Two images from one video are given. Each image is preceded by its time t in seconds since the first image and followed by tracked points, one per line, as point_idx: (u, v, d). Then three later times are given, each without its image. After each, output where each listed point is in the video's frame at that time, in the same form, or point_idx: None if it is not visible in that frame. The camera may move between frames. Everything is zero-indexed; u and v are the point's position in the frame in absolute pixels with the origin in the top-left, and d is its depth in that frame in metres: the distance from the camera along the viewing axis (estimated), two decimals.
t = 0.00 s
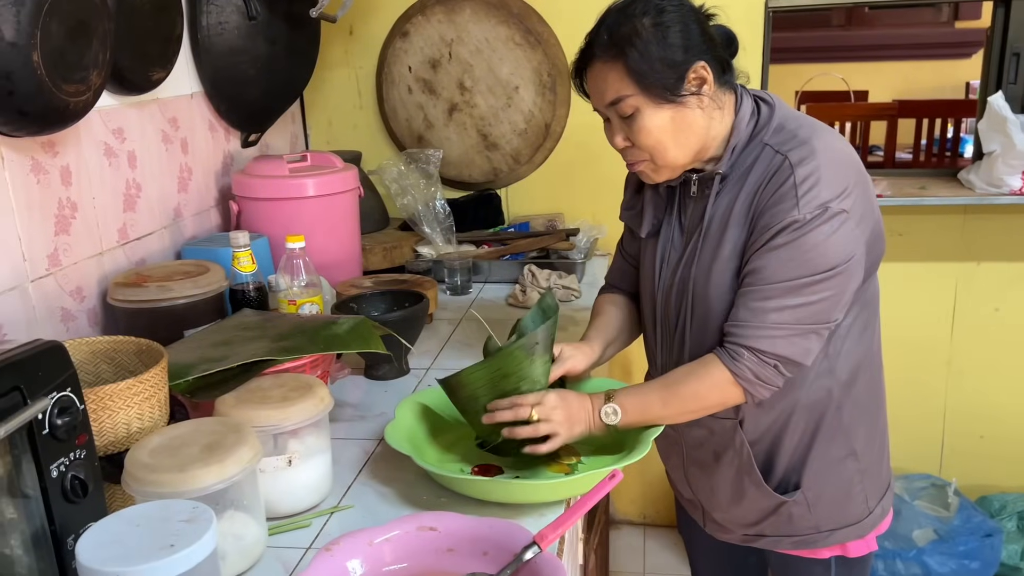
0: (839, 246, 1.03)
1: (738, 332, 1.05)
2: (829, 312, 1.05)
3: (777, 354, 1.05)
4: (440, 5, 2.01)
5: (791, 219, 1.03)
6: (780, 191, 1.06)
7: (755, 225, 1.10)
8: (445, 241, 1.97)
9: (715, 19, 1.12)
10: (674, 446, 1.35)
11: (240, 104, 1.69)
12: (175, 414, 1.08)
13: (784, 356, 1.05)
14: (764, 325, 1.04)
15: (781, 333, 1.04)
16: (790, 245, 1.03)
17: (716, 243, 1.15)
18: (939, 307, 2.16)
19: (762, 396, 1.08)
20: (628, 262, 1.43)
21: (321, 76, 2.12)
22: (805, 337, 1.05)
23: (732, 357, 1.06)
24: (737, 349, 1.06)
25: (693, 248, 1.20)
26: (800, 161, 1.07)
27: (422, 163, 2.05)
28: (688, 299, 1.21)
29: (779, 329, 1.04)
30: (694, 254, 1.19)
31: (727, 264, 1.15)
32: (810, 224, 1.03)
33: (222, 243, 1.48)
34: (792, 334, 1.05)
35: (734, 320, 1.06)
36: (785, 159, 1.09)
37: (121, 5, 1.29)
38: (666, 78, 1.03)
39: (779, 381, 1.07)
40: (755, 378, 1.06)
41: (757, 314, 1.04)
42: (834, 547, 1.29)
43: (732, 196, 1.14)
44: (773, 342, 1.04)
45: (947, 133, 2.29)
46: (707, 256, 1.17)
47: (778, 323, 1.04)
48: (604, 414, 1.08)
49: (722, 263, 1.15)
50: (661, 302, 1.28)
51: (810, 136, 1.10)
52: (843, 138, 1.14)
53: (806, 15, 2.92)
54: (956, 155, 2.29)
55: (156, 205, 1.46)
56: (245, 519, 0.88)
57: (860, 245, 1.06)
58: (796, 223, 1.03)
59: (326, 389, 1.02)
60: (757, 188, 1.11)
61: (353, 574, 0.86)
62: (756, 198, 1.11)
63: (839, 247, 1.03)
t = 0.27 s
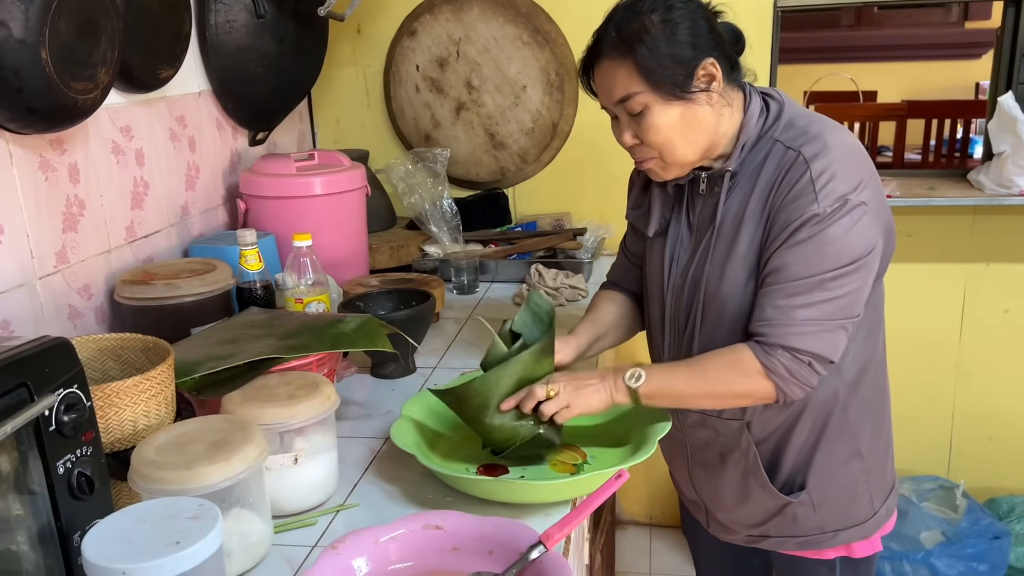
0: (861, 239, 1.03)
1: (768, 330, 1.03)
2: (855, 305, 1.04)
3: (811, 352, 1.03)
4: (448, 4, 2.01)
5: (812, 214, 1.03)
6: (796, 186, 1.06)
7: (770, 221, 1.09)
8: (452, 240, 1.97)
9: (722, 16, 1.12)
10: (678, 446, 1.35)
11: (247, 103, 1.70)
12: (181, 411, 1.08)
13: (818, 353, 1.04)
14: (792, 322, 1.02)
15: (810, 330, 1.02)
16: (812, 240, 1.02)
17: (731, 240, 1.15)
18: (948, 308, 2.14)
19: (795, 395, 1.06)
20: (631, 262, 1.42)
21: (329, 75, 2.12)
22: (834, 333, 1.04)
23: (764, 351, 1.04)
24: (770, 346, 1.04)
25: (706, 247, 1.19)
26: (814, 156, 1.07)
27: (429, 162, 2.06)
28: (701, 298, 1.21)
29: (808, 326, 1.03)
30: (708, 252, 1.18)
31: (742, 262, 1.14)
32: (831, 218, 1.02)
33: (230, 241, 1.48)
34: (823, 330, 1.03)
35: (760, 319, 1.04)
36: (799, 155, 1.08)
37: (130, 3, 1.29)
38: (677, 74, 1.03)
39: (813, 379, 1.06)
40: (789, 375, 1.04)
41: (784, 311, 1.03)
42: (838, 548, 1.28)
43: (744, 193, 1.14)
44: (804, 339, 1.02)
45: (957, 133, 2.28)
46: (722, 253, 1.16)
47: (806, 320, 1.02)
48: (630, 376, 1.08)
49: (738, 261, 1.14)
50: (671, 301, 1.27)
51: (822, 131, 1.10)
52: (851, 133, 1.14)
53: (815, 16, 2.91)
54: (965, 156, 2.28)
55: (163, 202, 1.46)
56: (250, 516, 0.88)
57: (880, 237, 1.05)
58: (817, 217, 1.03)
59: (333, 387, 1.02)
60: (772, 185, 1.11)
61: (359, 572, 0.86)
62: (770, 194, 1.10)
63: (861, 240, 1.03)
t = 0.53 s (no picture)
0: (878, 240, 1.03)
1: (795, 335, 1.03)
2: (875, 306, 1.04)
3: (841, 354, 1.04)
4: (454, 4, 2.01)
5: (828, 216, 1.03)
6: (809, 188, 1.06)
7: (783, 222, 1.09)
8: (457, 240, 1.98)
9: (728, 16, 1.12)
10: (681, 447, 1.35)
11: (254, 103, 1.70)
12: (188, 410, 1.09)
13: (847, 354, 1.04)
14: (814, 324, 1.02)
15: (834, 333, 1.02)
16: (829, 242, 1.02)
17: (742, 242, 1.15)
18: (954, 310, 2.14)
19: (823, 395, 1.06)
20: (632, 263, 1.42)
21: (335, 75, 2.12)
22: (857, 334, 1.04)
23: (796, 353, 1.03)
24: (802, 349, 1.03)
25: (715, 248, 1.19)
26: (825, 157, 1.07)
27: (435, 162, 2.06)
28: (709, 299, 1.21)
29: (832, 330, 1.03)
30: (717, 254, 1.18)
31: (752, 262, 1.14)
32: (847, 219, 1.03)
33: (236, 240, 1.49)
34: (846, 332, 1.04)
35: (784, 324, 1.04)
36: (809, 156, 1.08)
37: (138, 3, 1.30)
38: (687, 74, 1.03)
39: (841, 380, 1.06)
40: (819, 376, 1.04)
41: (808, 315, 1.02)
42: (842, 548, 1.28)
43: (754, 194, 1.14)
44: (831, 342, 1.02)
45: (963, 135, 2.28)
46: (733, 254, 1.16)
47: (830, 323, 1.02)
48: (657, 372, 1.05)
49: (751, 263, 1.14)
50: (678, 302, 1.27)
51: (829, 132, 1.11)
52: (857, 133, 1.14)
53: (821, 17, 2.91)
54: (971, 157, 2.27)
55: (171, 202, 1.47)
56: (257, 514, 0.89)
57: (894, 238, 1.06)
58: (834, 219, 1.03)
59: (339, 386, 1.03)
60: (783, 186, 1.11)
61: (365, 570, 0.86)
62: (782, 195, 1.10)
63: (878, 240, 1.03)
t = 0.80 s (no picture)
0: (881, 242, 1.03)
1: (797, 337, 1.03)
2: (876, 309, 1.04)
3: (844, 356, 1.04)
4: (458, 4, 2.02)
5: (830, 218, 1.03)
6: (812, 189, 1.06)
7: (785, 224, 1.09)
8: (460, 239, 1.98)
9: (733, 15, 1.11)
10: (681, 447, 1.35)
11: (257, 102, 1.70)
12: (191, 408, 1.09)
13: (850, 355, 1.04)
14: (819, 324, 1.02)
15: (837, 335, 1.02)
16: (832, 244, 1.02)
17: (743, 242, 1.15)
18: (958, 311, 2.14)
19: (827, 397, 1.06)
20: (634, 262, 1.42)
21: (339, 74, 2.13)
22: (859, 336, 1.04)
23: (801, 355, 1.03)
24: (805, 351, 1.03)
25: (716, 249, 1.19)
26: (828, 158, 1.07)
27: (438, 162, 2.06)
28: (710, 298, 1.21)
29: (836, 331, 1.03)
30: (718, 254, 1.18)
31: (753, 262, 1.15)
32: (850, 221, 1.02)
33: (239, 239, 1.49)
34: (849, 334, 1.04)
35: (787, 325, 1.04)
36: (811, 157, 1.08)
37: (142, 2, 1.30)
38: (691, 73, 1.03)
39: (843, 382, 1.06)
40: (823, 378, 1.04)
41: (811, 317, 1.02)
42: (842, 548, 1.28)
43: (756, 195, 1.14)
44: (835, 344, 1.03)
45: (967, 136, 2.27)
46: (734, 254, 1.16)
47: (834, 325, 1.02)
48: (659, 372, 1.05)
49: (753, 264, 1.14)
50: (679, 302, 1.27)
51: (832, 133, 1.11)
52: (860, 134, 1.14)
53: (825, 18, 2.91)
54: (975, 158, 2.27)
55: (174, 200, 1.47)
56: (259, 512, 0.89)
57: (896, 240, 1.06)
58: (837, 221, 1.03)
59: (341, 385, 1.03)
60: (785, 187, 1.11)
61: (366, 569, 0.86)
62: (784, 196, 1.10)
63: (881, 243, 1.03)
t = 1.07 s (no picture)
0: (882, 240, 1.02)
1: (802, 337, 1.01)
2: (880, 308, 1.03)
3: (851, 354, 1.01)
4: (461, 3, 2.02)
5: (832, 218, 1.03)
6: (811, 190, 1.06)
7: (785, 225, 1.09)
8: (462, 238, 1.98)
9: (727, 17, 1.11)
10: (685, 448, 1.35)
11: (260, 100, 1.71)
12: (193, 406, 1.09)
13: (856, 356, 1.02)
14: (825, 326, 1.00)
15: (845, 336, 1.01)
16: (833, 244, 1.02)
17: (744, 245, 1.15)
18: (960, 311, 2.13)
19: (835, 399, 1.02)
20: (635, 264, 1.42)
21: (342, 73, 2.13)
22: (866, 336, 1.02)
23: (809, 358, 1.01)
24: (813, 353, 1.01)
25: (717, 251, 1.19)
26: (826, 158, 1.07)
27: (440, 161, 2.06)
28: (713, 301, 1.20)
29: (842, 331, 1.00)
30: (719, 257, 1.18)
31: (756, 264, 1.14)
32: (852, 221, 1.02)
33: (242, 237, 1.49)
34: (855, 333, 1.01)
35: (792, 327, 1.02)
36: (809, 158, 1.08)
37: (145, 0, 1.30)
38: (686, 76, 1.02)
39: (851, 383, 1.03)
40: (832, 379, 1.01)
41: (817, 317, 1.00)
42: (847, 548, 1.28)
43: (755, 197, 1.14)
44: (843, 345, 1.01)
45: (970, 136, 2.27)
46: (736, 257, 1.16)
47: (839, 324, 1.00)
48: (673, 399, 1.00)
49: (755, 266, 1.14)
50: (681, 305, 1.26)
51: (830, 133, 1.11)
52: (858, 133, 1.14)
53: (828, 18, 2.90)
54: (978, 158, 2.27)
55: (177, 198, 1.47)
56: (261, 510, 0.89)
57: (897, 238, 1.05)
58: (838, 220, 1.02)
59: (343, 383, 1.03)
60: (783, 188, 1.11)
61: (368, 567, 0.86)
62: (783, 198, 1.10)
63: (882, 241, 1.02)
